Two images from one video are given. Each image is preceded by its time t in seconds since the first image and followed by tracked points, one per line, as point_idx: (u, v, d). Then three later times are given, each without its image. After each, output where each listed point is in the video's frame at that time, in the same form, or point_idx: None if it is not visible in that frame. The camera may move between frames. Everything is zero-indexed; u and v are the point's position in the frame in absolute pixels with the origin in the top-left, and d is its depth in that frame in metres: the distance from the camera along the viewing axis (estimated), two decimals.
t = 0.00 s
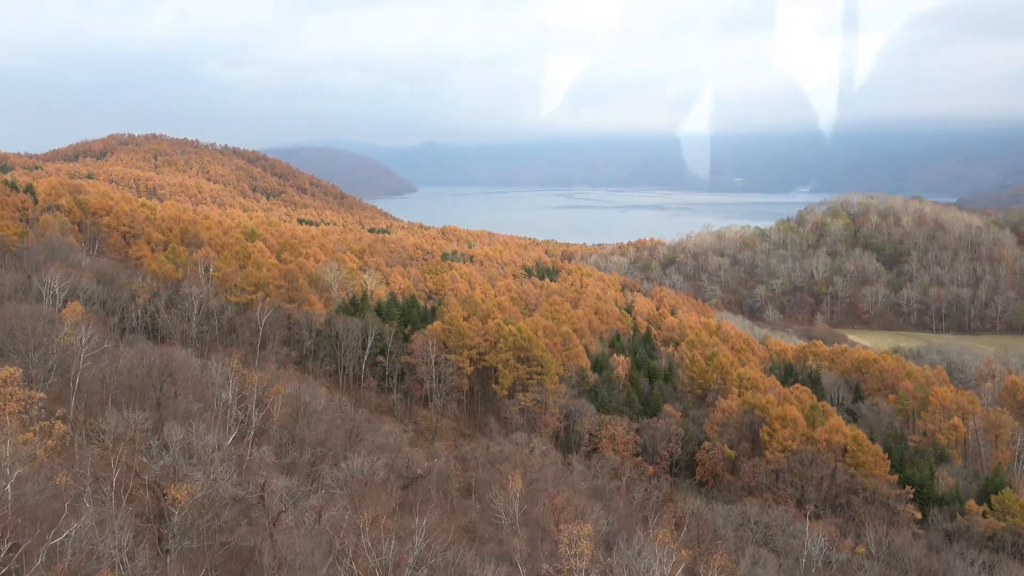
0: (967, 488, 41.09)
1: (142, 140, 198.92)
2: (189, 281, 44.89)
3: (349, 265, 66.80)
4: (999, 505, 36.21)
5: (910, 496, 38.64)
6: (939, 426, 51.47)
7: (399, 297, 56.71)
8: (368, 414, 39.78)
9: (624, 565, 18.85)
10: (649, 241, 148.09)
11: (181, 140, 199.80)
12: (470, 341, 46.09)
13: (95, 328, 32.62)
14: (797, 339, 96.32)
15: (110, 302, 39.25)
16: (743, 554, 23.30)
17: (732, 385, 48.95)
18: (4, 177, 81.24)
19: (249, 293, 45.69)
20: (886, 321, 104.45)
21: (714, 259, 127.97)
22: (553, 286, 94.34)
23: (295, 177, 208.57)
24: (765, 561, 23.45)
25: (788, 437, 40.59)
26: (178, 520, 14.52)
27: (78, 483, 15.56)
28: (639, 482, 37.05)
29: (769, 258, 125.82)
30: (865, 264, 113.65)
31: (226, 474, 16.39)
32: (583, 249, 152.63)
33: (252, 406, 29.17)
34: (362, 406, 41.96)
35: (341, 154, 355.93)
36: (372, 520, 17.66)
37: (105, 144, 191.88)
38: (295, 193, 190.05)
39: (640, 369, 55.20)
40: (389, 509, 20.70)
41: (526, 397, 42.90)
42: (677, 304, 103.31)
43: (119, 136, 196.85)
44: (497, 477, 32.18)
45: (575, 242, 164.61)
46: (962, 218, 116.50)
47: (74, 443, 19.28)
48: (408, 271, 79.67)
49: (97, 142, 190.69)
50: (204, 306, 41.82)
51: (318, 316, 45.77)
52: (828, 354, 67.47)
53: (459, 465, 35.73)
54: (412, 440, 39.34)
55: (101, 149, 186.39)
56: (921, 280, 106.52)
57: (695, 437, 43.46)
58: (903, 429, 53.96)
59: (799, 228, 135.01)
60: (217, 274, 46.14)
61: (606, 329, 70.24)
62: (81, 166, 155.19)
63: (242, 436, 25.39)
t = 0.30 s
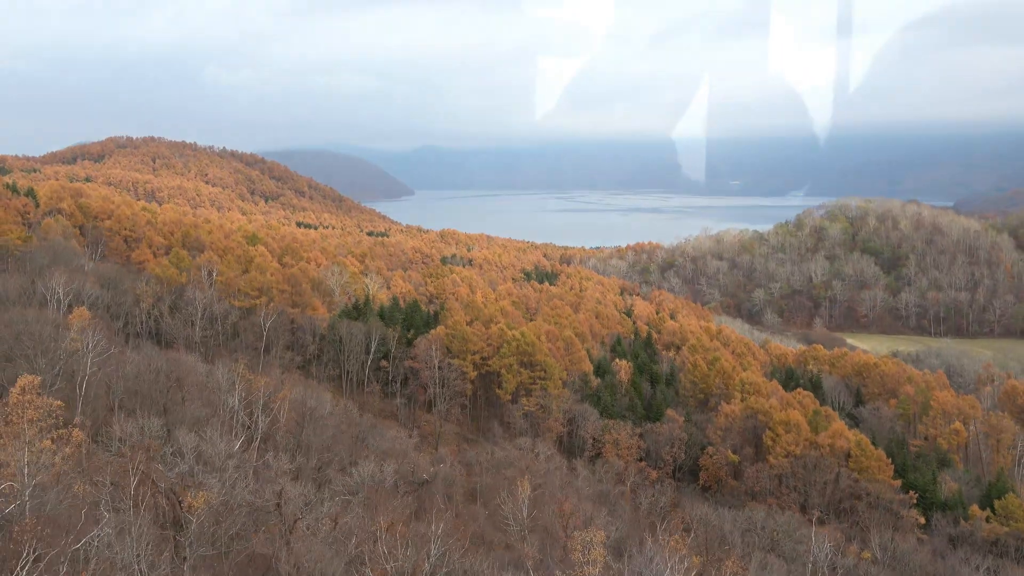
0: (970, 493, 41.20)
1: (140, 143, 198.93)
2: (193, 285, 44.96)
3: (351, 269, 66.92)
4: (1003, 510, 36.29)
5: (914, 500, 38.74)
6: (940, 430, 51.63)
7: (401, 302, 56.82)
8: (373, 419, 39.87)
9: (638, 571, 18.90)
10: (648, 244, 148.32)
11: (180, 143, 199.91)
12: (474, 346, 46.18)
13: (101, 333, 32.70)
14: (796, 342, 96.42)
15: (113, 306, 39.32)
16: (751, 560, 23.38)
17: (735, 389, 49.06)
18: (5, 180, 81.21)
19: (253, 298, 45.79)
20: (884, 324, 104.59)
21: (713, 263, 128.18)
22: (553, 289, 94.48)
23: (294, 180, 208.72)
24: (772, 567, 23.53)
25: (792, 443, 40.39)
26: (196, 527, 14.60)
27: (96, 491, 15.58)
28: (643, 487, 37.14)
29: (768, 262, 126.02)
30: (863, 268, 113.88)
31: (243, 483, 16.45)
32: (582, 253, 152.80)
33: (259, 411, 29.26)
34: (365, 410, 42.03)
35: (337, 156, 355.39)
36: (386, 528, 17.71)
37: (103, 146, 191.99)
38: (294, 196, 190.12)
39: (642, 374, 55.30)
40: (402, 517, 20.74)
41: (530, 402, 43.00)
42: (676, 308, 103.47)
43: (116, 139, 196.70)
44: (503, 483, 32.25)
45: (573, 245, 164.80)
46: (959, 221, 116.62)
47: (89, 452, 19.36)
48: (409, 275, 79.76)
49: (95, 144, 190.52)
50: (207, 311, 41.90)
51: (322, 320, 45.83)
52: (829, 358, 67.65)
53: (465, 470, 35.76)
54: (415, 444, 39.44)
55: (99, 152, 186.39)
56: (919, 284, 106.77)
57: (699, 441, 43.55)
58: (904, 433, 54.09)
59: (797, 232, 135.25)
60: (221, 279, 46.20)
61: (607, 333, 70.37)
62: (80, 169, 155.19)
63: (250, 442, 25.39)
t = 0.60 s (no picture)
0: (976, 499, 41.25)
1: (141, 146, 199.12)
2: (200, 289, 45.02)
3: (355, 273, 67.04)
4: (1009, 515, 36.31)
5: (920, 506, 38.81)
6: (945, 435, 51.69)
7: (406, 306, 56.87)
8: (380, 423, 39.93)
9: None
10: (649, 248, 148.38)
11: (182, 146, 200.06)
12: (480, 351, 46.23)
13: (111, 338, 32.79)
14: (798, 347, 96.47)
15: (122, 310, 39.38)
16: (762, 567, 23.34)
17: (740, 395, 49.10)
18: (9, 183, 81.24)
19: (260, 302, 45.92)
20: (886, 328, 104.57)
21: (714, 266, 128.25)
22: (556, 293, 94.54)
23: (296, 183, 208.90)
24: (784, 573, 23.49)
25: (799, 448, 40.69)
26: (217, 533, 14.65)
27: (117, 496, 15.63)
28: (650, 492, 37.21)
29: (769, 266, 126.07)
30: (865, 273, 113.90)
31: (261, 490, 16.48)
32: (583, 256, 152.80)
33: (269, 416, 29.28)
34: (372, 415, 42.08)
35: (338, 159, 355.40)
36: (401, 536, 17.72)
37: (105, 149, 192.17)
38: (296, 199, 190.18)
39: (647, 378, 55.34)
40: (416, 524, 20.78)
41: (536, 407, 43.08)
42: (678, 312, 103.47)
43: (118, 141, 196.91)
44: (511, 489, 32.26)
45: (574, 248, 164.81)
46: (960, 226, 116.58)
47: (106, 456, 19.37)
48: (413, 279, 79.84)
49: (97, 147, 190.69)
50: (215, 315, 41.98)
51: (328, 324, 45.90)
52: (832, 363, 67.69)
53: (472, 474, 35.78)
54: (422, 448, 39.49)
55: (101, 154, 186.50)
56: (921, 288, 106.81)
57: (705, 446, 43.62)
58: (908, 438, 54.13)
59: (799, 236, 135.30)
60: (228, 283, 46.27)
61: (612, 338, 70.40)
62: (82, 171, 155.31)
63: (261, 447, 25.44)
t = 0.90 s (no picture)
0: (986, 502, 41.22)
1: (146, 150, 199.68)
2: (210, 294, 45.15)
3: (362, 277, 67.15)
4: (1019, 520, 36.31)
5: (931, 510, 38.81)
6: (954, 439, 51.59)
7: (414, 309, 56.91)
8: (390, 427, 40.02)
9: None
10: (653, 251, 148.42)
11: (186, 149, 200.53)
12: (489, 356, 46.26)
13: (124, 343, 32.90)
14: (803, 350, 96.45)
15: (132, 315, 39.51)
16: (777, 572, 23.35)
17: (749, 399, 49.10)
18: (17, 188, 81.48)
19: (270, 307, 46.06)
20: (891, 331, 104.54)
21: (719, 269, 128.26)
22: (561, 297, 94.63)
23: (300, 186, 209.32)
24: None
25: (808, 452, 40.75)
26: (240, 544, 14.66)
27: (142, 502, 15.69)
28: (660, 497, 37.30)
29: (774, 269, 126.07)
30: (870, 275, 113.86)
31: (283, 498, 16.53)
32: (587, 259, 152.86)
33: (283, 420, 29.35)
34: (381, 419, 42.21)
35: (341, 162, 356.08)
36: (422, 544, 17.81)
37: (109, 153, 192.72)
38: (300, 202, 190.43)
39: (655, 382, 55.31)
40: (434, 530, 20.84)
41: (545, 411, 43.11)
42: (683, 314, 103.55)
43: (122, 145, 197.35)
44: (523, 496, 32.34)
45: (578, 251, 164.86)
46: (965, 228, 116.35)
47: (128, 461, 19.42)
48: (419, 282, 79.92)
49: (101, 150, 191.10)
50: (225, 319, 42.05)
51: (338, 329, 45.96)
52: (839, 366, 67.61)
53: (482, 479, 35.82)
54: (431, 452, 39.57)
55: (106, 158, 187.04)
56: (926, 291, 106.77)
57: (714, 451, 43.68)
58: (916, 442, 54.09)
59: (804, 238, 135.27)
60: (238, 288, 46.39)
61: (619, 341, 70.39)
62: (87, 175, 155.71)
63: (278, 452, 25.57)
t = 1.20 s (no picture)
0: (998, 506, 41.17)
1: (153, 151, 200.18)
2: (222, 296, 45.32)
3: (372, 279, 67.28)
4: None
5: (943, 514, 38.78)
6: (965, 442, 51.52)
7: (424, 311, 57.01)
8: (401, 429, 40.15)
9: None
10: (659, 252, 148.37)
11: (193, 150, 201.11)
12: (500, 358, 46.38)
13: (139, 345, 33.07)
14: (810, 352, 96.36)
15: (146, 316, 39.68)
16: None
17: (759, 402, 49.13)
18: (28, 189, 81.77)
19: (282, 309, 46.24)
20: (898, 333, 104.38)
21: (725, 271, 128.21)
22: (568, 298, 94.71)
23: (306, 187, 209.70)
24: None
25: (820, 455, 40.76)
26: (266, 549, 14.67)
27: (168, 507, 15.73)
28: (672, 499, 37.36)
29: (780, 270, 126.00)
30: (877, 277, 113.73)
31: (306, 503, 16.54)
32: (593, 261, 152.85)
33: (298, 423, 29.42)
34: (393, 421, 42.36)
35: (346, 163, 356.58)
36: (443, 551, 17.81)
37: (116, 154, 193.27)
38: (306, 203, 190.71)
39: (664, 384, 55.35)
40: (455, 536, 20.83)
41: (556, 414, 43.21)
42: (690, 316, 103.54)
43: (129, 146, 197.88)
44: (536, 499, 32.39)
45: (584, 252, 164.81)
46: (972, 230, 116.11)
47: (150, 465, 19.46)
48: (428, 284, 80.05)
49: (108, 151, 191.49)
50: (237, 322, 42.21)
51: (349, 331, 46.10)
52: (848, 368, 67.55)
53: (495, 482, 35.85)
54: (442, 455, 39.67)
55: (113, 159, 187.57)
56: (933, 293, 106.58)
57: (725, 454, 43.73)
58: (926, 445, 54.06)
59: (810, 240, 135.12)
60: (250, 291, 46.60)
61: (627, 343, 70.45)
62: (95, 176, 156.11)
63: (296, 454, 25.73)
